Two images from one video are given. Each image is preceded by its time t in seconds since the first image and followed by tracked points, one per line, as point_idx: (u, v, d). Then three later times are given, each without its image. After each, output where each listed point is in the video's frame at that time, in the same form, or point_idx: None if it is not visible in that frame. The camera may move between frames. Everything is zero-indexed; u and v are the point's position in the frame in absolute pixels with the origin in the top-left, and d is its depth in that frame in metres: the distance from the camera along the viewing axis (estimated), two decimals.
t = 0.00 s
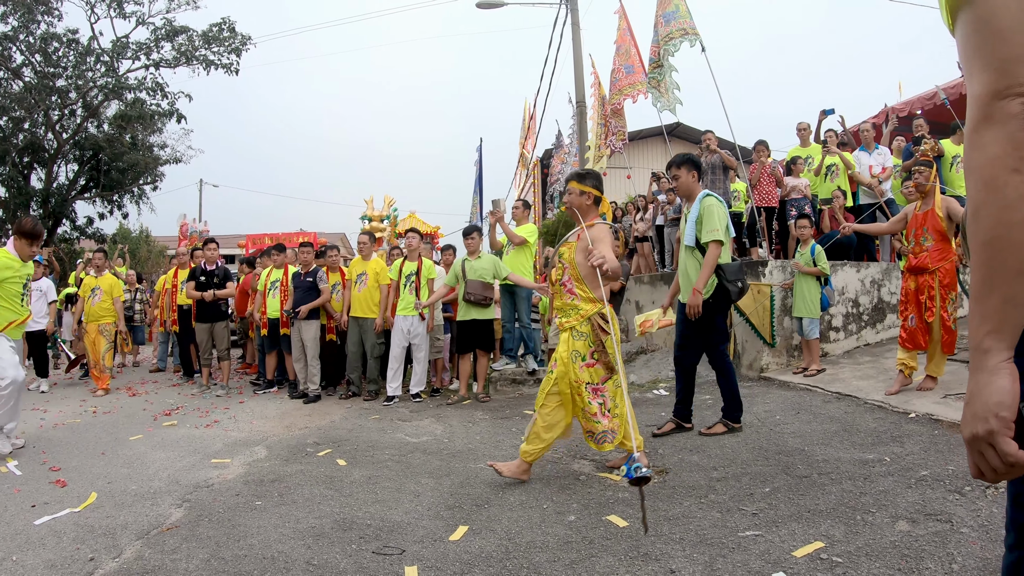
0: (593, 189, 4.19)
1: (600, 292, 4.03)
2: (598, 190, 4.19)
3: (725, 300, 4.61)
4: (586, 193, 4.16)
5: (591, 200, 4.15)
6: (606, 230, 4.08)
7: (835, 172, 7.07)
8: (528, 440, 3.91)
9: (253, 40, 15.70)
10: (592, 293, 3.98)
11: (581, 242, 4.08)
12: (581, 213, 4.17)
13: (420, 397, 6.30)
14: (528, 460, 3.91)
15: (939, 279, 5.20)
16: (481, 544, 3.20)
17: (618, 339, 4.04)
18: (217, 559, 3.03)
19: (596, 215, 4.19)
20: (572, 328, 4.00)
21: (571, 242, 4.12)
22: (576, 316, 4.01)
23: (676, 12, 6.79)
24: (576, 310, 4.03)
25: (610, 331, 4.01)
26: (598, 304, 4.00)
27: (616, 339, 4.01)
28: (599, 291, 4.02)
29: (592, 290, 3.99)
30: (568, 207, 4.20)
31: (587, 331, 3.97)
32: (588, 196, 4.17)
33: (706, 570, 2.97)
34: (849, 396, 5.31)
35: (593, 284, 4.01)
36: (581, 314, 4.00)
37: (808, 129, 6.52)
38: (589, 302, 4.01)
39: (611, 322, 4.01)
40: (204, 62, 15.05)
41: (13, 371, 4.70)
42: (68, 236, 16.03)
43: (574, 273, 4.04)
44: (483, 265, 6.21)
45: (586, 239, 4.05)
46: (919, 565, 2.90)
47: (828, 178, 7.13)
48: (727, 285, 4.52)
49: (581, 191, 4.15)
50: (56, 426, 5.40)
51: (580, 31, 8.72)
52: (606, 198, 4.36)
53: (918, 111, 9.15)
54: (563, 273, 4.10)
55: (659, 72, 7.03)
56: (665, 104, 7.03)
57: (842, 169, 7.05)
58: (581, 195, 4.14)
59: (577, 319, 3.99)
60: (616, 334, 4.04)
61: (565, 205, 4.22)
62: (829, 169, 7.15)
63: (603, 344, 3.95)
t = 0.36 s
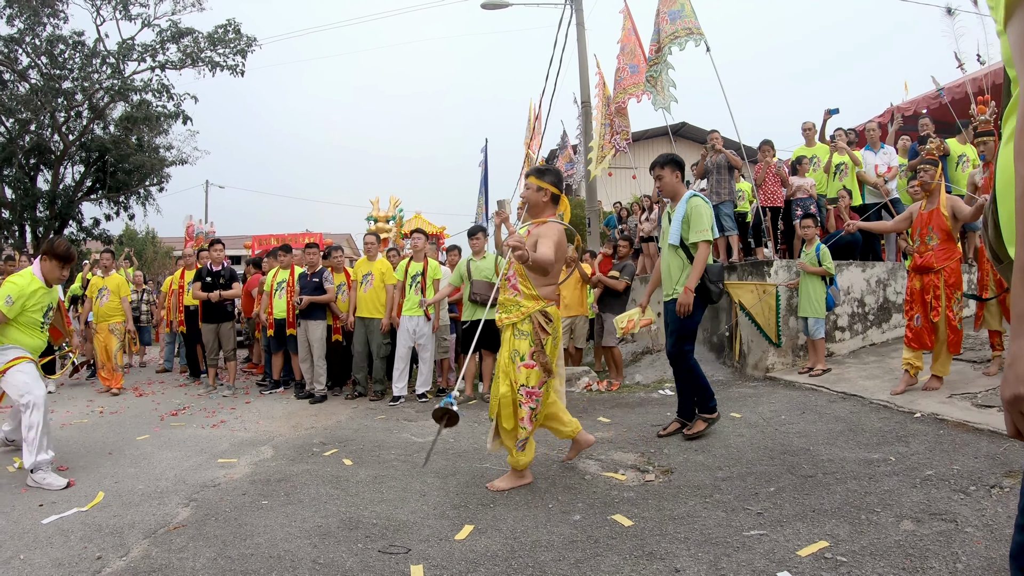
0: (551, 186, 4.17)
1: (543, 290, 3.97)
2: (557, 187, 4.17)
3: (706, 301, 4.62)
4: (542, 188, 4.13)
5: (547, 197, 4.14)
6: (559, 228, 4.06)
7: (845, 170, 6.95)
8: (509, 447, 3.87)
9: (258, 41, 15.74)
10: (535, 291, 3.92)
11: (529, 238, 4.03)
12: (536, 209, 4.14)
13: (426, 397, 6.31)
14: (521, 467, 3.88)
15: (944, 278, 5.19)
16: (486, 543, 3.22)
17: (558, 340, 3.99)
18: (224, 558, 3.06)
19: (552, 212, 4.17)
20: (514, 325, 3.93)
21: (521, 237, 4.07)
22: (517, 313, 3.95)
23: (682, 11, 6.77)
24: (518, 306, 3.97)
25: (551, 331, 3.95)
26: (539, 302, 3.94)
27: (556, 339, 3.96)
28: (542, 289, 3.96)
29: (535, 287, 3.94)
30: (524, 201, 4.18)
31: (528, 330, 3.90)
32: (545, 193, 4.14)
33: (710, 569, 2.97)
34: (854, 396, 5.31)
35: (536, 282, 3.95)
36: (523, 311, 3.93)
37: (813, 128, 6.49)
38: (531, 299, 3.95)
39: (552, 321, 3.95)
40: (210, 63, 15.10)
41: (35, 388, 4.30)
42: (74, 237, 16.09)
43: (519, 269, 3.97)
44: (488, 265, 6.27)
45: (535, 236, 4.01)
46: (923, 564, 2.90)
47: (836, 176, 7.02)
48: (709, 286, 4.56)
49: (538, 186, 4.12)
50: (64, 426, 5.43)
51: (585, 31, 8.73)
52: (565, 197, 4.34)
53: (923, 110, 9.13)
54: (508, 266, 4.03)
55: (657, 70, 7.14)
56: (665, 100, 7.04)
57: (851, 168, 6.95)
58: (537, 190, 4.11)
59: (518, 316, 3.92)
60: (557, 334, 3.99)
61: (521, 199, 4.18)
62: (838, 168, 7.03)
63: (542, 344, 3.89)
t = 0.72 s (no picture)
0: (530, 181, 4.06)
1: (530, 286, 3.88)
2: (535, 182, 4.06)
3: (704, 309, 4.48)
4: (520, 184, 4.03)
5: (525, 193, 4.03)
6: (540, 222, 3.96)
7: (867, 166, 6.92)
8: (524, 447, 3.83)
9: (276, 40, 15.84)
10: (521, 286, 3.83)
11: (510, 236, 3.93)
12: (515, 206, 4.04)
13: (445, 395, 6.31)
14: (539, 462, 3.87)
15: (967, 276, 5.11)
16: (505, 541, 3.21)
17: (548, 335, 3.93)
18: (244, 553, 3.08)
19: (532, 208, 4.07)
20: (502, 324, 3.87)
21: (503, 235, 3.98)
22: (504, 311, 3.88)
23: (701, 5, 6.72)
24: (505, 304, 3.89)
25: (541, 326, 3.89)
26: (527, 297, 3.85)
27: (546, 335, 3.91)
28: (529, 285, 3.87)
29: (521, 282, 3.84)
30: (504, 198, 4.08)
31: (517, 327, 3.84)
32: (523, 189, 4.04)
33: (730, 569, 2.95)
34: (875, 395, 5.24)
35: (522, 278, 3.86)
36: (510, 309, 3.86)
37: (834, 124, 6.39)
38: (518, 295, 3.87)
39: (541, 317, 3.89)
40: (228, 62, 15.21)
41: (60, 387, 4.28)
42: (96, 235, 16.31)
43: (503, 266, 3.88)
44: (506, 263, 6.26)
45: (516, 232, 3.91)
46: (945, 566, 2.85)
47: (859, 173, 6.99)
48: (707, 294, 4.41)
49: (516, 182, 4.02)
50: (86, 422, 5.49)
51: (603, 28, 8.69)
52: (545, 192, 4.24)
53: (945, 105, 9.01)
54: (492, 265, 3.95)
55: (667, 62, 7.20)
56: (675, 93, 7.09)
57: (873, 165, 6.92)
58: (515, 186, 4.01)
59: (506, 314, 3.86)
60: (547, 329, 3.93)
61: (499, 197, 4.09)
62: (859, 165, 7.00)
63: (532, 342, 3.84)
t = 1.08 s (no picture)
0: (491, 216, 3.96)
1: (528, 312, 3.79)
2: (496, 217, 3.96)
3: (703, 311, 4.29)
4: (482, 222, 3.94)
5: (488, 228, 3.93)
6: (515, 249, 3.85)
7: (898, 160, 6.81)
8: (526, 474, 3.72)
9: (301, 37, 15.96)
10: (520, 314, 3.75)
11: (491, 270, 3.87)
12: (483, 244, 3.95)
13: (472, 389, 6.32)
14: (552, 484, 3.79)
15: (998, 271, 5.01)
16: (535, 534, 3.21)
17: (553, 360, 3.81)
18: (275, 544, 3.10)
19: (500, 240, 3.97)
20: (505, 354, 3.76)
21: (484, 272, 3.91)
22: (508, 342, 3.77)
23: None
24: (508, 335, 3.78)
25: (545, 352, 3.78)
26: (529, 324, 3.75)
27: (552, 361, 3.79)
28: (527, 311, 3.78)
29: (519, 311, 3.76)
30: (469, 239, 4.00)
31: (520, 356, 3.74)
32: (485, 225, 3.94)
33: (760, 564, 2.91)
34: (906, 391, 5.16)
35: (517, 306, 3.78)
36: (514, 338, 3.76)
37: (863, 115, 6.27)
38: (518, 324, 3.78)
39: (545, 343, 3.76)
40: (254, 59, 15.35)
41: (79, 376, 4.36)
42: (125, 232, 16.62)
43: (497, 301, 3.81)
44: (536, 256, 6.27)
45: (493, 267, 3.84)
46: (975, 564, 2.80)
47: (889, 166, 6.87)
48: (707, 295, 4.21)
49: (476, 221, 3.93)
50: (117, 414, 5.58)
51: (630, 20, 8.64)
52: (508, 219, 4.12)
53: (976, 96, 8.84)
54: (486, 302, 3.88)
55: (694, 49, 7.08)
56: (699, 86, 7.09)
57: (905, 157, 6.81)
58: (476, 225, 3.92)
59: (510, 343, 3.75)
60: (552, 354, 3.81)
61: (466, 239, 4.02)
62: (890, 157, 6.90)
63: (535, 369, 3.72)
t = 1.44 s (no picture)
0: (495, 203, 4.02)
1: (538, 291, 3.83)
2: (500, 203, 4.00)
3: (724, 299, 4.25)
4: (485, 208, 4.00)
5: (491, 215, 3.99)
6: (517, 234, 3.91)
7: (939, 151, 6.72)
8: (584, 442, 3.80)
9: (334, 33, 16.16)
10: (531, 294, 3.79)
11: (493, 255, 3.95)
12: (486, 230, 4.03)
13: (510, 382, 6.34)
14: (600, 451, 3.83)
15: None
16: (574, 527, 3.20)
17: (574, 331, 3.79)
18: (314, 534, 3.13)
19: (502, 226, 4.03)
20: (525, 336, 3.78)
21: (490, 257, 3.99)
22: (525, 325, 3.79)
23: None
24: (524, 318, 3.81)
25: (564, 326, 3.77)
26: (539, 302, 3.79)
27: (571, 332, 3.77)
28: (537, 291, 3.82)
29: (529, 291, 3.81)
30: (474, 225, 4.08)
31: (539, 336, 3.75)
32: (488, 211, 4.01)
33: (800, 561, 2.86)
34: (946, 387, 5.04)
35: (527, 287, 3.82)
36: (529, 320, 3.77)
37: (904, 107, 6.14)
38: (532, 305, 3.80)
39: (561, 317, 3.75)
40: (288, 56, 15.57)
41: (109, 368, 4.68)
42: (162, 227, 17.03)
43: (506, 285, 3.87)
44: (574, 249, 6.24)
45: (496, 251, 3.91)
46: (1019, 564, 2.71)
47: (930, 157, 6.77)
48: (728, 282, 4.18)
49: (480, 206, 4.00)
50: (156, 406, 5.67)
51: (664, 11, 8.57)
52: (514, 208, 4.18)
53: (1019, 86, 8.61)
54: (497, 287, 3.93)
55: (733, 37, 7.00)
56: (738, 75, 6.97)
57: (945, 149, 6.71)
58: (479, 210, 3.99)
59: (527, 326, 3.77)
60: (572, 325, 3.79)
61: (472, 224, 4.10)
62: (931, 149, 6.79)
63: (558, 344, 3.71)
